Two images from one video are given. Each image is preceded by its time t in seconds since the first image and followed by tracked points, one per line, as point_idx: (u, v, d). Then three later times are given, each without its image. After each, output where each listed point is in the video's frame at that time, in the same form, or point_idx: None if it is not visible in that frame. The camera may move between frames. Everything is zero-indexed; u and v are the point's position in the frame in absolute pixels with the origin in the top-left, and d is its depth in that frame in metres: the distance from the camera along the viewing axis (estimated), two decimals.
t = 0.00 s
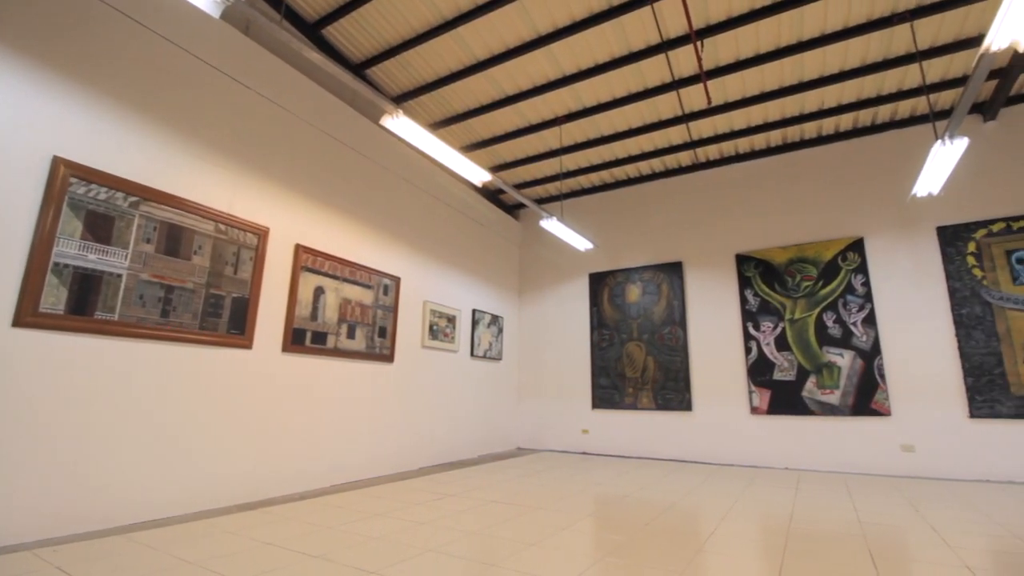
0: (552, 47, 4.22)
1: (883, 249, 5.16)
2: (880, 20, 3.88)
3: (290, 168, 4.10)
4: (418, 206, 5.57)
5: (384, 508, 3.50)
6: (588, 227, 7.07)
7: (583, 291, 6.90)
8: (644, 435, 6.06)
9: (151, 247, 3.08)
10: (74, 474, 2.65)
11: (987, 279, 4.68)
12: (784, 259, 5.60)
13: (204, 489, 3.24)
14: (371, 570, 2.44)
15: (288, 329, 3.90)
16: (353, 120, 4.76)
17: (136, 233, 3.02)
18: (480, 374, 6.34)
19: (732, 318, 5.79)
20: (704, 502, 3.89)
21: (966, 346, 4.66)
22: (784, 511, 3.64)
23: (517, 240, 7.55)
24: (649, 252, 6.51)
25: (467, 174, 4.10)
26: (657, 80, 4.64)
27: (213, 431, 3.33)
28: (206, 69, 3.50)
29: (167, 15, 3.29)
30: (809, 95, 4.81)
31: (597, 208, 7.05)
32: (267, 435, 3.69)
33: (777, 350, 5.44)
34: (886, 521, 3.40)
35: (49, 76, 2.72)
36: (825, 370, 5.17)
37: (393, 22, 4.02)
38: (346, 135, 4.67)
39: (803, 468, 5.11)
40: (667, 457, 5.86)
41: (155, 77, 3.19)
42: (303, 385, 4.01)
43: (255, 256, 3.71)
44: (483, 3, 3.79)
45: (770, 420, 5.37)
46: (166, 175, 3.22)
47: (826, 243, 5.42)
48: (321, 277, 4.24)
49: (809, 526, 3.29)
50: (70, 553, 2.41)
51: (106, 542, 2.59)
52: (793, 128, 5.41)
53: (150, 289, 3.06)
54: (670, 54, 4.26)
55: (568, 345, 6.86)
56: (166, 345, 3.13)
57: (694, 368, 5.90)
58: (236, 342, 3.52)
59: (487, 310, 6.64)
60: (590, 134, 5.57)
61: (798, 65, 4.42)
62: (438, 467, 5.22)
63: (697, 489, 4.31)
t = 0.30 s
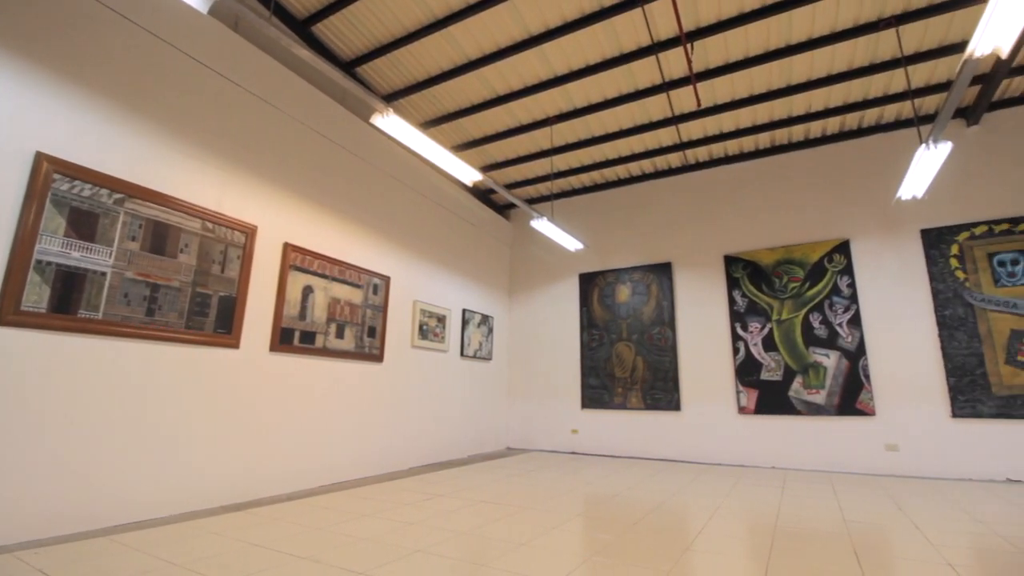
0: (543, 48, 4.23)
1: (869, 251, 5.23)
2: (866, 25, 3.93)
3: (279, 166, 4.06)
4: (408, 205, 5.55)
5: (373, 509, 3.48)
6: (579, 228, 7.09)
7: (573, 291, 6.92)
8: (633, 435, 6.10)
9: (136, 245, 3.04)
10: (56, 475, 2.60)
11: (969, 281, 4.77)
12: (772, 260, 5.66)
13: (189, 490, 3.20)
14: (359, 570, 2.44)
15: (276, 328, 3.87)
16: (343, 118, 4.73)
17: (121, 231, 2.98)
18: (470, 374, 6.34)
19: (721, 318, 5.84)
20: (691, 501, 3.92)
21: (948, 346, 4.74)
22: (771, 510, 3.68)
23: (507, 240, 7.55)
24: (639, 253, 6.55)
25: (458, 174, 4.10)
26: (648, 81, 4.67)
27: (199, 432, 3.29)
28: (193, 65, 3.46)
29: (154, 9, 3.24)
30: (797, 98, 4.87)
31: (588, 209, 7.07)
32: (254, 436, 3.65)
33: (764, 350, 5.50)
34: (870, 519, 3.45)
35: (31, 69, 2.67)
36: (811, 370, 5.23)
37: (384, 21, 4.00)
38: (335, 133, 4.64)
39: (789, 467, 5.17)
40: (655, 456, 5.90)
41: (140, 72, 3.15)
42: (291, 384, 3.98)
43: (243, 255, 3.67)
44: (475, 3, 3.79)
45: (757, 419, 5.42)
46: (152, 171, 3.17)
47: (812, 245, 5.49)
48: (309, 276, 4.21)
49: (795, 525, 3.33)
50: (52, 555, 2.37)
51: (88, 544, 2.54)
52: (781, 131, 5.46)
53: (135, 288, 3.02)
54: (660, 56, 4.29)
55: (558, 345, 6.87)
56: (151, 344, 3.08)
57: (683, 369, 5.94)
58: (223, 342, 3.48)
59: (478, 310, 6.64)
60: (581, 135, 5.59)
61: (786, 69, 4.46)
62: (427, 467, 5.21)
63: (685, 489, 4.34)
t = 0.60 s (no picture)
0: (534, 48, 4.24)
1: (855, 253, 5.30)
2: (853, 30, 3.99)
3: (267, 163, 4.03)
4: (398, 204, 5.53)
5: (361, 509, 3.47)
6: (570, 228, 7.11)
7: (563, 291, 6.94)
8: (621, 434, 6.13)
9: (120, 242, 2.99)
10: (37, 476, 2.56)
11: (951, 283, 4.85)
12: (759, 261, 5.71)
13: (174, 491, 3.16)
14: (346, 571, 2.42)
15: (263, 328, 3.83)
16: (332, 116, 4.70)
17: (106, 228, 2.93)
18: (460, 374, 6.33)
19: (709, 319, 5.88)
20: (679, 500, 3.96)
21: (931, 347, 4.82)
22: (756, 508, 3.71)
23: (498, 240, 7.55)
24: (629, 253, 6.58)
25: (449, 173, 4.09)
26: (638, 83, 4.69)
27: (184, 432, 3.25)
28: (179, 60, 3.41)
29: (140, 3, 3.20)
30: (785, 101, 4.92)
31: (578, 209, 7.09)
32: (241, 436, 3.62)
33: (751, 350, 5.55)
34: (853, 517, 3.50)
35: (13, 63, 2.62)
36: (798, 370, 5.29)
37: (375, 18, 3.98)
38: (325, 131, 4.61)
39: (775, 466, 5.23)
40: (644, 456, 5.94)
41: (126, 67, 3.10)
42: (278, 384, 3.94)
43: (230, 254, 3.63)
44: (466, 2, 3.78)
45: (744, 419, 5.47)
46: (137, 168, 3.13)
47: (799, 247, 5.55)
48: (298, 275, 4.18)
49: (780, 523, 3.36)
50: (33, 558, 2.33)
51: (69, 547, 2.50)
52: (770, 134, 5.52)
53: (119, 286, 2.97)
54: (650, 58, 4.32)
55: (548, 345, 6.89)
56: (136, 343, 3.04)
57: (672, 368, 5.98)
58: (210, 341, 3.44)
59: (468, 310, 6.63)
60: (571, 135, 5.60)
61: (775, 72, 4.51)
62: (416, 467, 5.20)
63: (673, 488, 4.38)
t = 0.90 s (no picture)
0: (525, 48, 4.25)
1: (840, 255, 5.38)
2: (840, 35, 4.04)
3: (255, 161, 3.99)
4: (387, 203, 5.50)
5: (349, 510, 3.45)
6: (560, 228, 7.12)
7: (553, 291, 6.95)
8: (611, 434, 6.16)
9: (104, 240, 2.95)
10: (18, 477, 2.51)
11: (934, 285, 4.94)
12: (747, 262, 5.77)
13: (159, 492, 3.12)
14: (333, 573, 2.41)
15: (250, 327, 3.80)
16: (322, 114, 4.67)
17: (89, 226, 2.89)
18: (449, 374, 6.32)
19: (698, 320, 5.93)
20: (666, 499, 3.99)
21: (914, 348, 4.90)
22: (743, 507, 3.75)
23: (488, 240, 7.55)
24: (619, 254, 6.61)
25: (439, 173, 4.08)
26: (628, 85, 4.72)
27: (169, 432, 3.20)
28: (166, 55, 3.36)
29: None
30: (773, 104, 4.97)
31: (569, 209, 7.11)
32: (228, 437, 3.57)
33: (739, 351, 5.61)
34: (838, 515, 3.55)
35: None
36: (784, 370, 5.36)
37: (365, 16, 3.96)
38: (314, 130, 4.58)
39: (761, 465, 5.29)
40: (633, 455, 5.97)
41: (111, 61, 3.05)
42: (266, 384, 3.91)
43: (217, 252, 3.60)
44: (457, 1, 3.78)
45: (731, 419, 5.53)
46: (122, 165, 3.08)
47: (786, 248, 5.62)
48: (286, 274, 4.15)
49: (767, 522, 3.40)
50: (13, 560, 2.29)
51: (50, 549, 2.46)
52: (758, 136, 5.57)
53: (103, 284, 2.93)
54: (641, 60, 4.35)
55: (538, 345, 6.90)
56: (120, 342, 3.00)
57: (661, 369, 6.02)
58: (196, 340, 3.40)
59: (458, 309, 6.62)
60: (562, 136, 5.62)
61: (763, 76, 4.56)
62: (405, 468, 5.19)
63: (661, 487, 4.41)
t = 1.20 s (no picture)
0: (516, 48, 4.25)
1: (826, 257, 5.45)
2: (826, 39, 4.10)
3: (243, 158, 3.95)
4: (377, 202, 5.48)
5: (337, 511, 3.43)
6: (550, 228, 7.13)
7: (543, 291, 6.97)
8: (599, 434, 6.18)
9: (88, 237, 2.91)
10: None
11: (917, 286, 5.02)
12: (734, 263, 5.83)
13: (143, 493, 3.08)
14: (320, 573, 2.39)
15: (237, 326, 3.76)
16: (311, 112, 4.63)
17: (72, 223, 2.85)
18: (439, 374, 6.31)
19: (686, 320, 5.97)
20: (654, 498, 4.01)
21: (897, 349, 4.98)
22: (730, 506, 3.79)
23: (478, 239, 7.54)
24: (609, 254, 6.64)
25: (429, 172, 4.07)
26: (618, 86, 4.74)
27: (154, 433, 3.16)
28: (151, 50, 3.31)
29: None
30: (760, 107, 5.03)
31: (559, 209, 7.12)
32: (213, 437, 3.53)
33: (726, 351, 5.66)
34: (822, 514, 3.60)
35: None
36: (770, 370, 5.42)
37: (355, 14, 3.93)
38: (303, 127, 4.54)
39: (748, 464, 5.35)
40: (622, 455, 6.00)
41: (96, 56, 3.00)
42: (253, 385, 3.87)
43: (203, 250, 3.55)
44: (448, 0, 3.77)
45: (718, 418, 5.58)
46: (106, 161, 3.04)
47: (773, 250, 5.68)
48: (273, 273, 4.11)
49: (753, 520, 3.44)
50: None
51: (28, 552, 2.40)
52: (746, 139, 5.63)
53: (86, 282, 2.88)
54: (631, 61, 4.37)
55: (527, 345, 6.91)
56: (103, 341, 2.95)
57: (649, 369, 6.06)
58: (181, 339, 3.36)
59: (447, 309, 6.61)
60: (552, 136, 5.64)
61: (751, 79, 4.61)
62: (393, 468, 5.17)
63: (649, 486, 4.44)
